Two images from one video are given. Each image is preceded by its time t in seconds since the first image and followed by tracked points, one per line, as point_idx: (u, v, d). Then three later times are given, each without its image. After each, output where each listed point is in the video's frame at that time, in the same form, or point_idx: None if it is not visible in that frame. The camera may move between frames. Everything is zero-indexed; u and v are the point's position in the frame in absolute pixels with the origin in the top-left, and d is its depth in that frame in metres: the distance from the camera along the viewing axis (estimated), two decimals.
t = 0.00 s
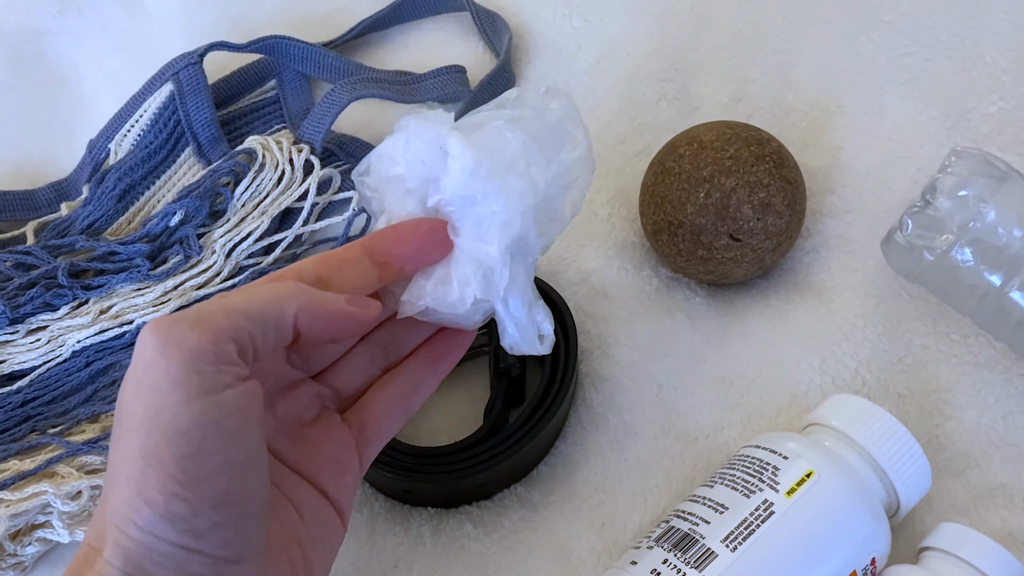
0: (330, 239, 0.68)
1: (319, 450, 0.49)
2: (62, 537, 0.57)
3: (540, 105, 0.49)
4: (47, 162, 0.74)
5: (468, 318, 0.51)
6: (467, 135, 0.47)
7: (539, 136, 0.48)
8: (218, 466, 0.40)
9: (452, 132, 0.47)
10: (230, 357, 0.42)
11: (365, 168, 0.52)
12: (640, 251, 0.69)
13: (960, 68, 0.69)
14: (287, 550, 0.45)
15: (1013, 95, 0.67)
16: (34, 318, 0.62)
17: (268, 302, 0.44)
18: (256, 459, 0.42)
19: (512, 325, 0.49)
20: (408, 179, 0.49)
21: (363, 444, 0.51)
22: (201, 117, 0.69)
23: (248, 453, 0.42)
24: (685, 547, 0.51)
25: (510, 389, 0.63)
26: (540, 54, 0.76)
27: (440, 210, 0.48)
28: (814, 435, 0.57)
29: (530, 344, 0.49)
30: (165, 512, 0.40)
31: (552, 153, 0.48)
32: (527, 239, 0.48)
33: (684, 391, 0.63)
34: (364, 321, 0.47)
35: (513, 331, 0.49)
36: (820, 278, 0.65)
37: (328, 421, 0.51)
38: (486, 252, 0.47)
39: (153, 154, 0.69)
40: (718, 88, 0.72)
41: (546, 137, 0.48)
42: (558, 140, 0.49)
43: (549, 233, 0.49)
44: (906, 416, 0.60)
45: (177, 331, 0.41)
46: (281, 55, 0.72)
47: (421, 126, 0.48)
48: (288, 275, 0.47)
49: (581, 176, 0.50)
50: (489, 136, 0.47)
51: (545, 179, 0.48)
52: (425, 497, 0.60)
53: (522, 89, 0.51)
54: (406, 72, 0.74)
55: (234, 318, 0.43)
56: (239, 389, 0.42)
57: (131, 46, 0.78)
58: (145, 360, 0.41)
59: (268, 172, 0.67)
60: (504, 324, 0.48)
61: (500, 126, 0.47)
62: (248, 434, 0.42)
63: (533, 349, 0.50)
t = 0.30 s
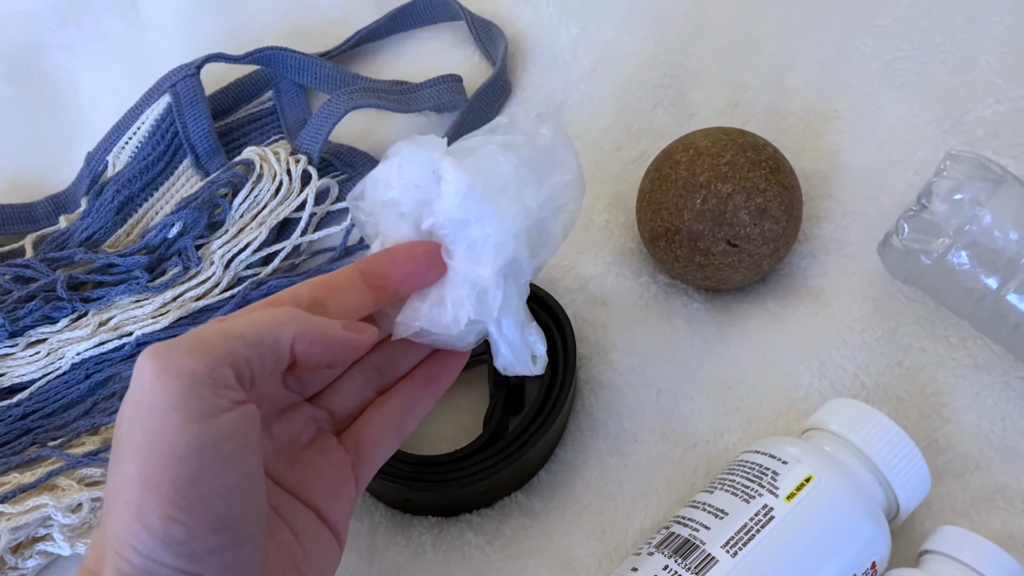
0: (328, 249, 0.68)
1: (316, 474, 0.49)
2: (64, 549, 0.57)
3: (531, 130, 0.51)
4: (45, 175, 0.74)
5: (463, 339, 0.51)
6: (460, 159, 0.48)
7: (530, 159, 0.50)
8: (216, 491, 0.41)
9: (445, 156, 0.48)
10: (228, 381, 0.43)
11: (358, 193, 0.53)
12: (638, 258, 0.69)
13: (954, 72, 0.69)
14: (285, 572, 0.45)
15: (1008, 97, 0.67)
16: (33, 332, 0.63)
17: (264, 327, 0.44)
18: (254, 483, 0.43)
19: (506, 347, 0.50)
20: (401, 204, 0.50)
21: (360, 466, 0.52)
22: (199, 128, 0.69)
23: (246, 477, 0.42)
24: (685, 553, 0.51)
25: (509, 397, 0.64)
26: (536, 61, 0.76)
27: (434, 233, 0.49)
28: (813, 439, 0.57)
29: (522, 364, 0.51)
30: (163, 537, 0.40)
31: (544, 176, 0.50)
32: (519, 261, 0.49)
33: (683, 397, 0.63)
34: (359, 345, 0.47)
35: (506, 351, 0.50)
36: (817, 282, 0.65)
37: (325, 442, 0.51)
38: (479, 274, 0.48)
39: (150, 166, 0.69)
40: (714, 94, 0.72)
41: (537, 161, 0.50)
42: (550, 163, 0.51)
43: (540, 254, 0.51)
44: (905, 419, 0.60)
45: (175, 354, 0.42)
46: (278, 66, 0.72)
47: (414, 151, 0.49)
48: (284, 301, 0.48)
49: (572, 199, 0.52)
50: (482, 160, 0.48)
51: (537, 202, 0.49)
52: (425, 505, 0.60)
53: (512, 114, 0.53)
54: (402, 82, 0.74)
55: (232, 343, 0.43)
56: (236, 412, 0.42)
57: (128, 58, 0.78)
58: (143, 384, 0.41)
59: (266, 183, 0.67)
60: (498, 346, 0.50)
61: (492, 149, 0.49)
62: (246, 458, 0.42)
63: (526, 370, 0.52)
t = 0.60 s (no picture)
0: (317, 269, 0.67)
1: (303, 500, 0.50)
2: None
3: (520, 152, 0.53)
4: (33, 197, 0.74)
5: (453, 363, 0.52)
6: (449, 183, 0.50)
7: (518, 183, 0.51)
8: (195, 522, 0.41)
9: (433, 181, 0.49)
10: (205, 410, 0.43)
11: (347, 217, 0.54)
12: (628, 273, 0.69)
13: (943, 83, 0.69)
14: None
15: (996, 108, 0.67)
16: (21, 356, 0.63)
17: (242, 354, 0.45)
18: (233, 512, 0.43)
19: (495, 370, 0.51)
20: (390, 228, 0.51)
21: (347, 492, 0.52)
22: (187, 148, 0.69)
23: (225, 507, 0.42)
24: (678, 572, 0.51)
25: (500, 415, 0.63)
26: (525, 77, 0.76)
27: (422, 257, 0.51)
28: (806, 455, 0.56)
29: (512, 388, 0.52)
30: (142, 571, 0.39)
31: (532, 200, 0.51)
32: (508, 285, 0.51)
33: (675, 413, 0.63)
34: (343, 367, 0.48)
35: (495, 375, 0.51)
36: (808, 296, 0.65)
37: (312, 469, 0.51)
38: (467, 299, 0.49)
39: (138, 188, 0.69)
40: (702, 108, 0.72)
41: (526, 184, 0.51)
42: (537, 188, 0.52)
43: (529, 278, 0.52)
44: (898, 433, 0.60)
45: (151, 385, 0.42)
46: (266, 85, 0.72)
47: (402, 176, 0.50)
48: (270, 324, 0.48)
49: (560, 222, 0.53)
50: (471, 184, 0.50)
51: (526, 226, 0.51)
52: (416, 526, 0.60)
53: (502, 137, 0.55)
54: (391, 99, 0.73)
55: (209, 371, 0.44)
56: (213, 441, 0.43)
57: (116, 79, 0.78)
58: (119, 415, 0.41)
59: (254, 203, 0.67)
60: (487, 369, 0.51)
61: (482, 174, 0.50)
62: (225, 488, 0.43)
63: (515, 393, 0.53)
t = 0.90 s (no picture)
0: (312, 302, 0.67)
1: (279, 537, 0.50)
2: None
3: (494, 189, 0.54)
4: (30, 233, 0.75)
5: (429, 399, 0.53)
6: (423, 222, 0.51)
7: (493, 220, 0.52)
8: (168, 562, 0.43)
9: (408, 220, 0.51)
10: (173, 452, 0.45)
11: (325, 255, 0.56)
12: (622, 301, 0.69)
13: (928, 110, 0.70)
14: None
15: (981, 134, 0.68)
16: (20, 393, 0.63)
17: (209, 396, 0.47)
18: (205, 551, 0.45)
19: (471, 406, 0.52)
20: (366, 266, 0.52)
21: (327, 529, 0.52)
22: (182, 185, 0.70)
23: (197, 547, 0.45)
24: None
25: (496, 446, 0.63)
26: (516, 108, 0.77)
27: (398, 294, 0.52)
28: (800, 482, 0.56)
29: (488, 423, 0.52)
30: None
31: (506, 236, 0.52)
32: (484, 319, 0.51)
33: (670, 441, 0.63)
34: (307, 404, 0.48)
35: (472, 410, 0.52)
36: (800, 322, 0.66)
37: (289, 506, 0.52)
38: (443, 335, 0.50)
39: (134, 224, 0.69)
40: (692, 137, 0.73)
41: (500, 221, 0.52)
42: (512, 224, 0.53)
43: (504, 313, 0.53)
44: (891, 459, 0.61)
45: (119, 431, 0.44)
46: (261, 120, 0.73)
47: (377, 216, 0.52)
48: (249, 363, 0.49)
49: (535, 257, 0.54)
50: (445, 223, 0.51)
51: (500, 262, 0.52)
52: (413, 559, 0.60)
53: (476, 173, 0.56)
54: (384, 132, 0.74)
55: (176, 413, 0.46)
56: (182, 484, 0.45)
57: (111, 116, 0.79)
58: (90, 461, 0.44)
59: (249, 238, 0.67)
60: (463, 404, 0.51)
61: (455, 212, 0.51)
62: (195, 528, 0.45)
63: (491, 428, 0.53)
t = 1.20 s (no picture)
0: (308, 322, 0.67)
1: (267, 565, 0.50)
2: None
3: (482, 210, 0.54)
4: (25, 256, 0.75)
5: (419, 424, 0.53)
6: (411, 246, 0.51)
7: (481, 242, 0.52)
8: None
9: (395, 244, 0.50)
10: (152, 485, 0.45)
11: (311, 280, 0.55)
12: (620, 317, 0.69)
13: (925, 120, 0.70)
14: None
15: (979, 144, 0.68)
16: (16, 419, 0.62)
17: (185, 428, 0.47)
18: None
19: (462, 430, 0.52)
20: (353, 291, 0.52)
21: (316, 556, 0.52)
22: (177, 206, 0.69)
23: None
24: None
25: (497, 465, 0.63)
26: (512, 123, 0.77)
27: (387, 318, 0.51)
28: (802, 499, 0.56)
29: (479, 446, 0.52)
30: None
31: (494, 258, 0.52)
32: (473, 342, 0.51)
33: (672, 458, 0.63)
34: (289, 432, 0.48)
35: (462, 435, 0.52)
36: (800, 337, 0.66)
37: (279, 535, 0.52)
38: (432, 360, 0.50)
39: (130, 246, 0.69)
40: (689, 151, 0.73)
41: (489, 242, 0.53)
42: (500, 245, 0.53)
43: (493, 334, 0.53)
44: (895, 473, 0.60)
45: (94, 467, 0.43)
46: (255, 139, 0.73)
47: (363, 240, 0.51)
48: (234, 393, 0.50)
49: (525, 277, 0.54)
50: (433, 245, 0.51)
51: (488, 284, 0.52)
52: None
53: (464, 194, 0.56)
54: (380, 150, 0.74)
55: (154, 445, 0.45)
56: (162, 517, 0.45)
57: (106, 137, 0.79)
58: (66, 498, 0.43)
59: (246, 258, 0.67)
60: (453, 429, 0.51)
61: (442, 236, 0.51)
62: (179, 562, 0.44)
63: (483, 452, 0.53)
